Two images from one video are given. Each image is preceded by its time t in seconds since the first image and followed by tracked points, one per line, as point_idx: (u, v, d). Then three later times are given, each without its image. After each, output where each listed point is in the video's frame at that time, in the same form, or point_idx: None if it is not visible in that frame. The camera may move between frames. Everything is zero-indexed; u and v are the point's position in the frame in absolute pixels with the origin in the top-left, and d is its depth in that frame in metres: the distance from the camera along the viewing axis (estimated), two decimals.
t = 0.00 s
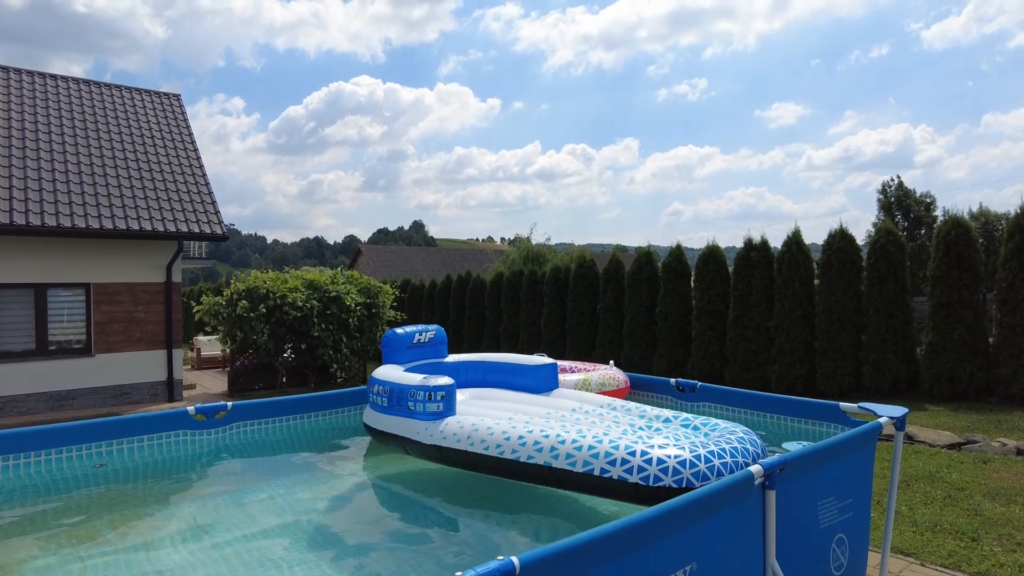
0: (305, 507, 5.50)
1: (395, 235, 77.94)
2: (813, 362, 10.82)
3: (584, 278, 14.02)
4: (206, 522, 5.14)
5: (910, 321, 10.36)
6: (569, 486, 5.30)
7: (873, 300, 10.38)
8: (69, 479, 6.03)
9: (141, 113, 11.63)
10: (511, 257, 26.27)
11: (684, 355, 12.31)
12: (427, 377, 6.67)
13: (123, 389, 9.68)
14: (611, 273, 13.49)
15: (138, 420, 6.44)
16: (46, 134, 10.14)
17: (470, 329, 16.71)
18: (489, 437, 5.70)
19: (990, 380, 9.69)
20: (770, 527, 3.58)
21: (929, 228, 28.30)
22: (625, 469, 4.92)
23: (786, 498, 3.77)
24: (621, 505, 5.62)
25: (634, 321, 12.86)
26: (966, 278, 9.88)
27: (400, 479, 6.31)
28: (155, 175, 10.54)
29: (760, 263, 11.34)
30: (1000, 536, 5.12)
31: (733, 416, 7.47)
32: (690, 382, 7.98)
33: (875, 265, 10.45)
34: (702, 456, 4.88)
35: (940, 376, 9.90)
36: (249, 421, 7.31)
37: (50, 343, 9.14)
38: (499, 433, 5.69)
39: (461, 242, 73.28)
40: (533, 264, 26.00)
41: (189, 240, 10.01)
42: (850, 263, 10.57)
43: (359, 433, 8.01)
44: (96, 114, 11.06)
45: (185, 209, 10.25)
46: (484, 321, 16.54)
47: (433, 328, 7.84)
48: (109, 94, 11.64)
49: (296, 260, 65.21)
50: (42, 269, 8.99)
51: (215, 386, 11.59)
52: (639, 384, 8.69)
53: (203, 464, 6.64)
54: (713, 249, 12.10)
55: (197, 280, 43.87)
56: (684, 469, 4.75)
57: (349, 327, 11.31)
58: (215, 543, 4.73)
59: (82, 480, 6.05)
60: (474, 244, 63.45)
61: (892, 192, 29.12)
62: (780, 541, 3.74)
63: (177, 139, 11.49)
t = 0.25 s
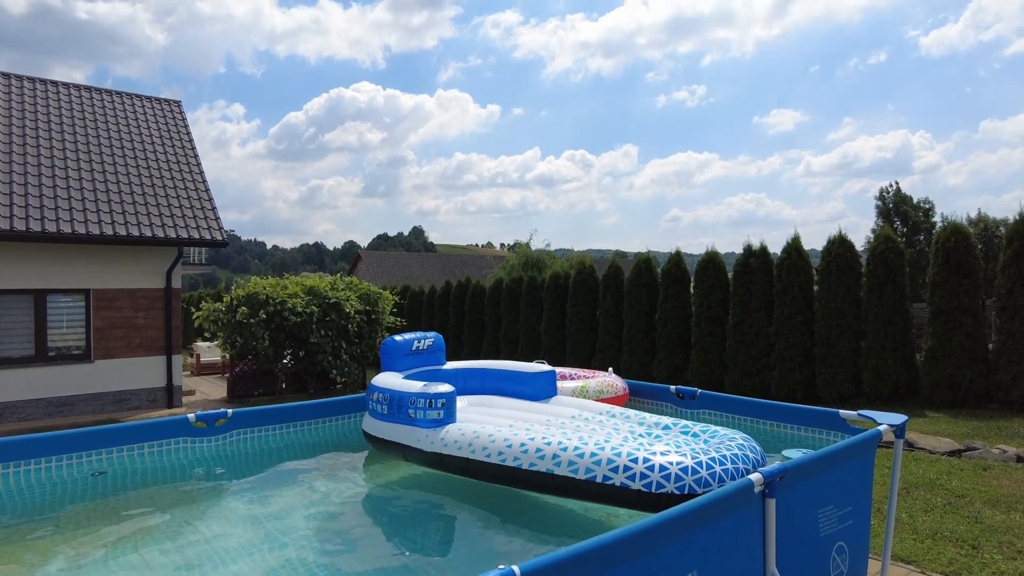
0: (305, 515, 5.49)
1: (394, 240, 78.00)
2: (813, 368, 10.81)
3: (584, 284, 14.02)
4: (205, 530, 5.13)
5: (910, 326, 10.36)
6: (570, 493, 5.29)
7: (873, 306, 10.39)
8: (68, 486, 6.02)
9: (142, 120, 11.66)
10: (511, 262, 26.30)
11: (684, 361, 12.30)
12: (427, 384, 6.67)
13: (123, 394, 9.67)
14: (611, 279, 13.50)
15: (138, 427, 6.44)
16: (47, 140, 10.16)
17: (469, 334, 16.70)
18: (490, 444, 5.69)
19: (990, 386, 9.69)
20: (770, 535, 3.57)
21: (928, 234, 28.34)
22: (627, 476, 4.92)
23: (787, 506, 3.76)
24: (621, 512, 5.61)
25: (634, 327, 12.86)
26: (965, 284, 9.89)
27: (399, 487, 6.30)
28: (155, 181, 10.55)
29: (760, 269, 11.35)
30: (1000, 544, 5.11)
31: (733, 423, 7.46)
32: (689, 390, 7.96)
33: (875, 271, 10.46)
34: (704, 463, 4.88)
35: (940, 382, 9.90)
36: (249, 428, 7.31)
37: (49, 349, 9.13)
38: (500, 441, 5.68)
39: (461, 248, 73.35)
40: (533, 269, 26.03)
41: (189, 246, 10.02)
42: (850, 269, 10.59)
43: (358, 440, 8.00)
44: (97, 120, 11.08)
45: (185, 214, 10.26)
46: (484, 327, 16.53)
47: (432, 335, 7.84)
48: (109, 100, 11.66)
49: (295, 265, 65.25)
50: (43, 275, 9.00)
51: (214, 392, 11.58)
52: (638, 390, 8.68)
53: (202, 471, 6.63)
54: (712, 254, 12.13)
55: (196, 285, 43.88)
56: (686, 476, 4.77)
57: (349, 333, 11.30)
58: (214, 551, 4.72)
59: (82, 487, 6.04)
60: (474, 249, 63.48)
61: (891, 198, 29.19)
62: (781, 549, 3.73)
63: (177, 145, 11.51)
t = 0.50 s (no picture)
0: (305, 521, 5.46)
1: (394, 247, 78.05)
2: (813, 375, 10.80)
3: (583, 291, 14.02)
4: (204, 536, 5.11)
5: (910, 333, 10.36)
6: (571, 498, 5.28)
7: (873, 313, 10.38)
8: (67, 492, 6.00)
9: (143, 126, 11.69)
10: (511, 269, 26.32)
11: (684, 368, 12.29)
12: (426, 390, 6.66)
13: (122, 401, 9.65)
14: (611, 286, 13.50)
15: (137, 433, 6.43)
16: (48, 147, 10.19)
17: (469, 341, 16.69)
18: (491, 450, 5.68)
19: (991, 393, 9.67)
20: (771, 541, 3.56)
21: (926, 242, 28.41)
22: (628, 481, 4.91)
23: (788, 512, 3.75)
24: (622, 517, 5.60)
25: (634, 334, 12.86)
26: (965, 291, 9.89)
27: (399, 493, 6.27)
28: (156, 188, 10.57)
29: (760, 276, 11.35)
30: (1003, 551, 5.09)
31: (732, 430, 7.45)
32: (690, 396, 7.94)
33: (874, 278, 10.47)
34: (705, 468, 4.88)
35: (940, 390, 9.89)
36: (248, 434, 7.29)
37: (49, 355, 9.12)
38: (501, 446, 5.67)
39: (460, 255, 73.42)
40: (533, 276, 26.06)
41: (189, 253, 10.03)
42: (850, 275, 10.60)
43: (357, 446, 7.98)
44: (98, 127, 11.11)
45: (185, 221, 10.27)
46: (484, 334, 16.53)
47: (429, 342, 7.85)
48: (110, 107, 11.69)
49: (295, 273, 65.29)
50: (43, 280, 9.00)
51: (214, 398, 11.55)
52: (638, 397, 8.67)
53: (201, 477, 6.61)
54: (712, 261, 12.14)
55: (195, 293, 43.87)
56: (688, 481, 4.77)
57: (348, 340, 11.31)
58: (214, 557, 4.70)
59: (80, 492, 6.02)
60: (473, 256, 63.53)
61: (889, 206, 29.27)
62: (782, 556, 3.72)
63: (178, 152, 11.54)
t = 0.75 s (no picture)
0: (303, 523, 5.46)
1: (394, 250, 78.11)
2: (813, 378, 10.80)
3: (583, 294, 14.02)
4: (204, 538, 5.10)
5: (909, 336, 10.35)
6: (569, 499, 5.28)
7: (872, 316, 10.39)
8: (66, 494, 6.01)
9: (143, 129, 11.71)
10: (510, 272, 26.33)
11: (684, 371, 12.28)
12: (424, 391, 6.65)
13: (121, 404, 9.64)
14: (610, 288, 13.51)
15: (137, 434, 6.44)
16: (48, 149, 10.21)
17: (469, 344, 16.68)
18: (489, 451, 5.67)
19: (991, 396, 9.67)
20: (771, 543, 3.56)
21: (926, 245, 28.42)
22: (626, 481, 4.91)
23: (788, 514, 3.75)
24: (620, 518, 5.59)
25: (634, 336, 12.86)
26: (965, 294, 9.89)
27: (397, 495, 6.26)
28: (156, 191, 10.58)
29: (760, 279, 11.35)
30: (1003, 554, 5.07)
31: (732, 432, 7.44)
32: (689, 399, 7.93)
33: (874, 281, 10.47)
34: (701, 467, 4.90)
35: (940, 393, 9.88)
36: (247, 436, 7.30)
37: (48, 358, 9.11)
38: (499, 447, 5.66)
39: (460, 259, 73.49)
40: (533, 279, 26.07)
41: (189, 255, 10.03)
42: (850, 279, 10.60)
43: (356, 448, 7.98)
44: (98, 130, 11.13)
45: (185, 224, 10.29)
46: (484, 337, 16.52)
47: (426, 343, 7.88)
48: (110, 110, 11.71)
49: (295, 276, 65.29)
50: (43, 283, 9.01)
51: (213, 401, 11.55)
52: (637, 399, 8.67)
53: (201, 478, 6.61)
54: (712, 263, 12.15)
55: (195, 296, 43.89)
56: (684, 480, 4.79)
57: (348, 342, 11.29)
58: (213, 559, 4.70)
59: (79, 494, 6.03)
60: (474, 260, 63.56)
61: (888, 209, 29.30)
62: (781, 558, 3.71)
63: (178, 155, 11.56)
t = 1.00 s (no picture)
0: (303, 522, 5.45)
1: (395, 251, 78.15)
2: (813, 379, 10.80)
3: (583, 294, 14.02)
4: (204, 539, 5.10)
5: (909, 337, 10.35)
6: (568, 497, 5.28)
7: (872, 316, 10.39)
8: (67, 493, 6.01)
9: (143, 130, 11.72)
10: (510, 273, 26.33)
11: (684, 371, 12.28)
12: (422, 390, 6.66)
13: (121, 404, 9.64)
14: (610, 289, 13.51)
15: (138, 434, 6.44)
16: (49, 150, 10.22)
17: (469, 345, 16.68)
18: (487, 448, 5.67)
19: (991, 396, 9.67)
20: (771, 542, 3.56)
21: (926, 245, 28.41)
22: (623, 478, 4.92)
23: (788, 514, 3.74)
24: (619, 516, 5.60)
25: (634, 337, 12.86)
26: (965, 294, 9.90)
27: (395, 493, 6.26)
28: (156, 191, 10.59)
29: (759, 279, 11.35)
30: (1003, 554, 5.07)
31: (732, 432, 7.44)
32: (689, 399, 7.94)
33: (874, 281, 10.46)
34: (697, 465, 4.92)
35: (940, 393, 9.88)
36: (247, 436, 7.29)
37: (48, 358, 9.10)
38: (497, 445, 5.66)
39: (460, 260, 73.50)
40: (533, 279, 26.08)
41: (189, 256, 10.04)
42: (849, 279, 10.61)
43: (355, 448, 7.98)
44: (98, 131, 11.14)
45: (186, 224, 10.29)
46: (484, 337, 16.52)
47: (424, 343, 7.86)
48: (111, 111, 11.72)
49: (295, 277, 65.31)
50: (44, 284, 9.01)
51: (213, 401, 11.55)
52: (637, 399, 8.68)
53: (201, 478, 6.61)
54: (712, 264, 12.16)
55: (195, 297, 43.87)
56: (680, 478, 4.81)
57: (348, 343, 11.28)
58: (213, 559, 4.70)
59: (80, 494, 6.03)
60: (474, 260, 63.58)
61: (888, 209, 29.31)
62: (782, 557, 3.70)
63: (178, 155, 11.57)
